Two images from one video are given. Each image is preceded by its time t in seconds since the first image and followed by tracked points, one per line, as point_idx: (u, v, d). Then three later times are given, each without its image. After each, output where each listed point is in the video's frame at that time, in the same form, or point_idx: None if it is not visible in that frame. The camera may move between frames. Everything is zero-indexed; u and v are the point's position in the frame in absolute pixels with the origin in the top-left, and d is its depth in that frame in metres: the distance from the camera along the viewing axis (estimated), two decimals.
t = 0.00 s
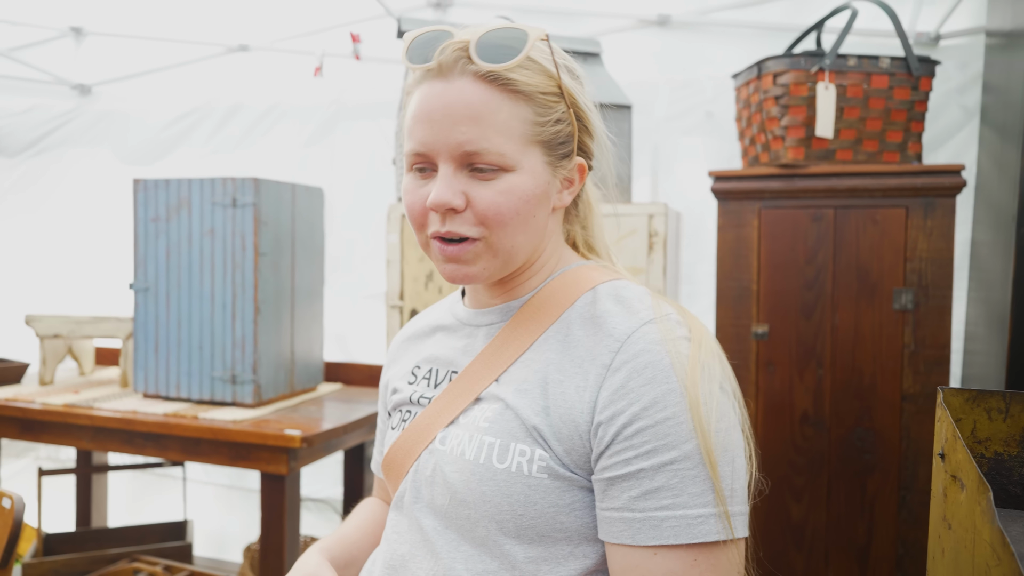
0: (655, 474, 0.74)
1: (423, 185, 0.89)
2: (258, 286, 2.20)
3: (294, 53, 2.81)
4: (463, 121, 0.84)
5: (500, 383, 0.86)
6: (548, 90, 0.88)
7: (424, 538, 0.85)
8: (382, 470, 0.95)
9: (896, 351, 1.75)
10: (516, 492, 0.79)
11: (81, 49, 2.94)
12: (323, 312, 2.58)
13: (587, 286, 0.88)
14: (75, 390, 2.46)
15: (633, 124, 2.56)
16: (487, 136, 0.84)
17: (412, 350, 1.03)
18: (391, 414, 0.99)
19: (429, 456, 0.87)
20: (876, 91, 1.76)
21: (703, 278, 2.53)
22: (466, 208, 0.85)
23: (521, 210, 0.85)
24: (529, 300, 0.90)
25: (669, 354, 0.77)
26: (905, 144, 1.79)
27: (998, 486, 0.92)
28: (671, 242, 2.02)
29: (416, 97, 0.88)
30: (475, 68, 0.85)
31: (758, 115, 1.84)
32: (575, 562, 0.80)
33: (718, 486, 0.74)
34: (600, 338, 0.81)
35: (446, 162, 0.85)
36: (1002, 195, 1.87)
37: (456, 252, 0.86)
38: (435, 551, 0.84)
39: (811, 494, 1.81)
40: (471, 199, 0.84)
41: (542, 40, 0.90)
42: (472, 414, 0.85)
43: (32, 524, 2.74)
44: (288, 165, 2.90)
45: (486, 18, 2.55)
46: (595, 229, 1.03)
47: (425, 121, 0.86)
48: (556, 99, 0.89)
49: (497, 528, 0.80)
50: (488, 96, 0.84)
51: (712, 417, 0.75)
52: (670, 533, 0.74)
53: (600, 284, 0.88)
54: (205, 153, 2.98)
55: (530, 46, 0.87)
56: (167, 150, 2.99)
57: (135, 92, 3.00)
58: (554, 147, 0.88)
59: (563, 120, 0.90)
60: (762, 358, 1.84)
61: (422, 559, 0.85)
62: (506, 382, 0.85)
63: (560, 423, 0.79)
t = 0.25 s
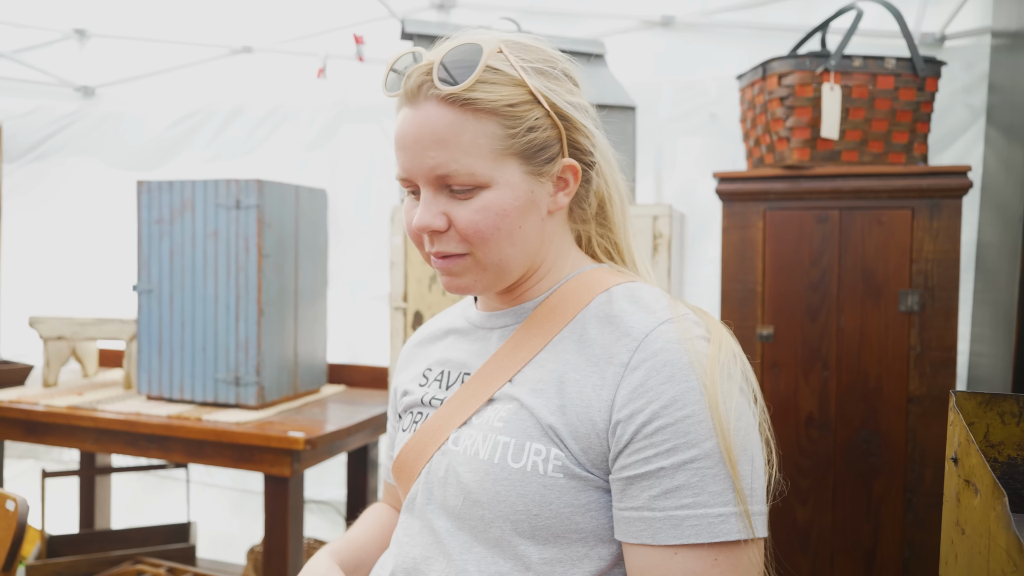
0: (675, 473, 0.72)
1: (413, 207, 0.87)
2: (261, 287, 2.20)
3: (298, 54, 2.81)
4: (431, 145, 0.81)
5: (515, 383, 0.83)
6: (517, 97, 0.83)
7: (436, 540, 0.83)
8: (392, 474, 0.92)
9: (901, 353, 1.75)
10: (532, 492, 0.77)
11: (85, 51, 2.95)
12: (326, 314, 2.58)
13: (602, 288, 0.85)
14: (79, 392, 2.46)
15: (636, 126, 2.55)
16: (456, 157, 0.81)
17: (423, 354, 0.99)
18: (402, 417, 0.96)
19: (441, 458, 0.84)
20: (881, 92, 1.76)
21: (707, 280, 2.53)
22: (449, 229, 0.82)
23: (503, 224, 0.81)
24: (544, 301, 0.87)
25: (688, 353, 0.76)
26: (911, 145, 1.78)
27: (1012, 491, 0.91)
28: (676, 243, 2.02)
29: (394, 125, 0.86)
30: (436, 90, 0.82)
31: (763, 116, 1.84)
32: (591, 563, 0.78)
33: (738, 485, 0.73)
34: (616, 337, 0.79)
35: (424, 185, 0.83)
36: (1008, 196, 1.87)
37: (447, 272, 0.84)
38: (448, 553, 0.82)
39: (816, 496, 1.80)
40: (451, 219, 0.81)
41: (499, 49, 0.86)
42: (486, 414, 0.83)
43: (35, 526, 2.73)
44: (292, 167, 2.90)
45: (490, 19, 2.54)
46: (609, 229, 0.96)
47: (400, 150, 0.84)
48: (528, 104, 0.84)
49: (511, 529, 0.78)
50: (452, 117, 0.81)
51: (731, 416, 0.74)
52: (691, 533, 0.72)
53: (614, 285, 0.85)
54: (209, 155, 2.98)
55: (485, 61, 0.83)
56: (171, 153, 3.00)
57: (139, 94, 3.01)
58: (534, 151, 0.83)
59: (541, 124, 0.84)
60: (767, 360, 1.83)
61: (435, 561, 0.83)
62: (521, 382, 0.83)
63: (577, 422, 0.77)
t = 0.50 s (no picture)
0: (676, 477, 0.71)
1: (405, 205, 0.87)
2: (260, 288, 2.19)
3: (298, 54, 2.81)
4: (415, 141, 0.81)
5: (513, 385, 0.82)
6: (500, 92, 0.82)
7: (431, 544, 0.82)
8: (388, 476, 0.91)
9: (904, 356, 1.73)
10: (529, 495, 0.76)
11: (85, 50, 2.94)
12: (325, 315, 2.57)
13: (602, 288, 0.83)
14: (76, 392, 2.45)
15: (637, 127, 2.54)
16: (439, 153, 0.80)
17: (421, 356, 0.98)
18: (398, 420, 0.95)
19: (438, 460, 0.83)
20: (883, 93, 1.75)
21: (708, 282, 2.51)
22: (436, 226, 0.81)
23: (488, 220, 0.80)
24: (544, 302, 0.85)
25: (690, 355, 0.74)
26: (913, 146, 1.76)
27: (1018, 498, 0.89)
28: (676, 245, 2.00)
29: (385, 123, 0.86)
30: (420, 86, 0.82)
31: (764, 117, 1.82)
32: (589, 569, 0.77)
33: (740, 491, 0.71)
34: (617, 338, 0.78)
35: (411, 181, 0.83)
36: (1011, 198, 1.86)
37: (436, 270, 0.83)
38: (443, 557, 0.80)
39: (817, 500, 1.79)
40: (437, 215, 0.81)
41: (479, 45, 0.85)
42: (484, 416, 0.81)
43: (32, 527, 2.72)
44: (291, 167, 2.89)
45: (490, 19, 2.53)
46: (609, 229, 0.95)
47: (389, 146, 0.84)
48: (512, 99, 0.83)
49: (508, 533, 0.76)
50: (435, 113, 0.81)
51: (733, 420, 0.72)
52: (691, 538, 0.71)
53: (615, 286, 0.83)
54: (208, 155, 2.97)
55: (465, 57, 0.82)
56: (171, 153, 2.99)
57: (139, 94, 3.00)
58: (519, 146, 0.82)
59: (527, 118, 0.83)
60: (768, 362, 1.82)
61: (429, 565, 0.82)
62: (519, 383, 0.81)
63: (576, 424, 0.76)
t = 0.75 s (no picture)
0: (672, 491, 0.68)
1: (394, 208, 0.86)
2: (260, 290, 2.17)
3: (299, 54, 2.79)
4: (394, 145, 0.80)
5: (506, 393, 0.79)
6: (479, 91, 0.80)
7: (420, 557, 0.79)
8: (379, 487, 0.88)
9: (912, 359, 1.70)
10: (521, 508, 0.73)
11: (87, 51, 2.94)
12: (327, 316, 2.55)
13: (599, 294, 0.81)
14: (77, 395, 2.44)
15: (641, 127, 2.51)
16: (418, 155, 0.79)
17: (414, 363, 0.96)
18: (390, 428, 0.92)
19: (428, 471, 0.80)
20: (891, 91, 1.71)
21: (713, 284, 2.48)
22: (419, 229, 0.80)
23: (470, 222, 0.79)
24: (539, 307, 0.83)
25: (688, 363, 0.71)
26: (921, 145, 1.73)
27: None
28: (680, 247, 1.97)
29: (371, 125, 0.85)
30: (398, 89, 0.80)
31: (770, 116, 1.79)
32: None
33: (739, 504, 0.69)
34: (612, 345, 0.75)
35: (394, 185, 0.82)
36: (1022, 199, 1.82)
37: (421, 274, 0.82)
38: (433, 572, 0.78)
39: (824, 506, 1.76)
40: (419, 219, 0.80)
41: (455, 43, 0.83)
42: (476, 425, 0.79)
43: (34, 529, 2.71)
44: (293, 168, 2.87)
45: (493, 18, 2.51)
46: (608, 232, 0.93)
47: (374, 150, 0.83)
48: (492, 97, 0.81)
49: (498, 547, 0.74)
50: (413, 115, 0.79)
51: (732, 430, 0.69)
52: (689, 554, 0.68)
53: (612, 292, 0.81)
54: (210, 156, 2.96)
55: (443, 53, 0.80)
56: (173, 153, 2.98)
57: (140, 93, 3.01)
58: (500, 145, 0.79)
59: (509, 117, 0.81)
60: (773, 366, 1.79)
61: None
62: (512, 391, 0.79)
63: (570, 434, 0.74)
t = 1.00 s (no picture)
0: (702, 541, 0.65)
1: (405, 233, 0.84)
2: (286, 309, 2.16)
3: (327, 72, 2.81)
4: (404, 170, 0.77)
5: (524, 427, 0.76)
6: (492, 113, 0.77)
7: None
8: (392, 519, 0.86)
9: (954, 381, 1.63)
10: (537, 552, 0.70)
11: (121, 71, 2.99)
12: (353, 334, 2.54)
13: (622, 324, 0.78)
14: (106, 412, 2.46)
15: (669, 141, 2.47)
16: (429, 181, 0.76)
17: (431, 391, 0.94)
18: (405, 458, 0.91)
19: (442, 506, 0.78)
20: (930, 103, 1.65)
21: (745, 301, 2.42)
22: (430, 256, 0.78)
23: (483, 250, 0.76)
24: (560, 336, 0.80)
25: (719, 404, 0.68)
26: (962, 159, 1.66)
27: None
28: (709, 265, 1.92)
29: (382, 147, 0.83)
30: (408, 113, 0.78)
31: (802, 130, 1.74)
32: None
33: (774, 556, 0.66)
34: (637, 380, 0.72)
35: (405, 211, 0.79)
36: None
37: (435, 301, 0.80)
38: None
39: (863, 535, 1.69)
40: (431, 245, 0.77)
41: (467, 65, 0.81)
42: (491, 461, 0.76)
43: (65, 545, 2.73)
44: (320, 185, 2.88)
45: (518, 34, 2.49)
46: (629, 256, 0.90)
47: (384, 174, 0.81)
48: (506, 120, 0.78)
49: None
50: (425, 139, 0.77)
51: (767, 477, 0.67)
52: None
53: (635, 322, 0.78)
54: (239, 173, 2.98)
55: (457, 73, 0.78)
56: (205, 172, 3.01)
57: (177, 113, 3.06)
58: (513, 170, 0.77)
59: (524, 140, 0.78)
60: (808, 388, 1.73)
61: None
62: (530, 426, 0.76)
63: (591, 475, 0.70)
